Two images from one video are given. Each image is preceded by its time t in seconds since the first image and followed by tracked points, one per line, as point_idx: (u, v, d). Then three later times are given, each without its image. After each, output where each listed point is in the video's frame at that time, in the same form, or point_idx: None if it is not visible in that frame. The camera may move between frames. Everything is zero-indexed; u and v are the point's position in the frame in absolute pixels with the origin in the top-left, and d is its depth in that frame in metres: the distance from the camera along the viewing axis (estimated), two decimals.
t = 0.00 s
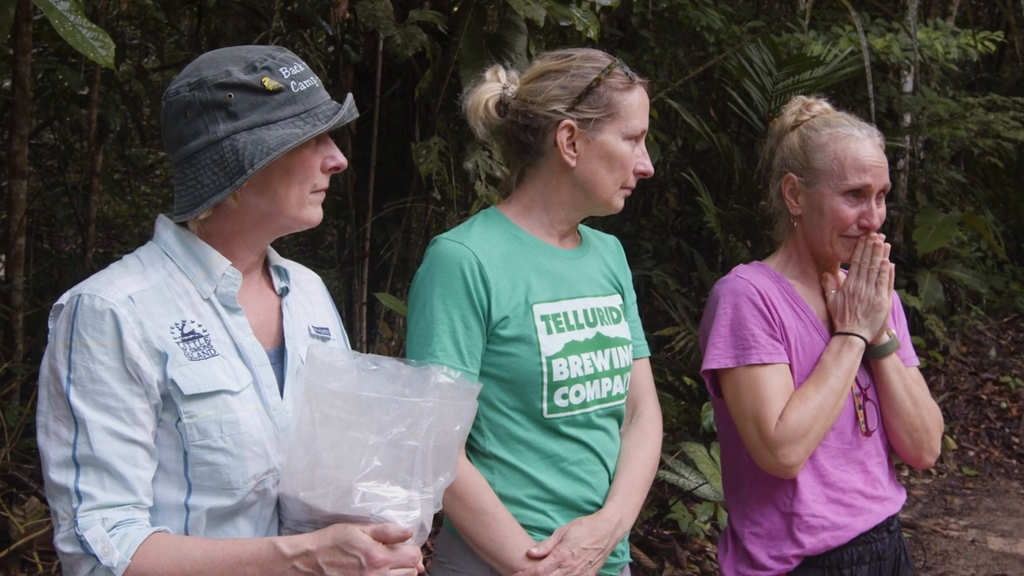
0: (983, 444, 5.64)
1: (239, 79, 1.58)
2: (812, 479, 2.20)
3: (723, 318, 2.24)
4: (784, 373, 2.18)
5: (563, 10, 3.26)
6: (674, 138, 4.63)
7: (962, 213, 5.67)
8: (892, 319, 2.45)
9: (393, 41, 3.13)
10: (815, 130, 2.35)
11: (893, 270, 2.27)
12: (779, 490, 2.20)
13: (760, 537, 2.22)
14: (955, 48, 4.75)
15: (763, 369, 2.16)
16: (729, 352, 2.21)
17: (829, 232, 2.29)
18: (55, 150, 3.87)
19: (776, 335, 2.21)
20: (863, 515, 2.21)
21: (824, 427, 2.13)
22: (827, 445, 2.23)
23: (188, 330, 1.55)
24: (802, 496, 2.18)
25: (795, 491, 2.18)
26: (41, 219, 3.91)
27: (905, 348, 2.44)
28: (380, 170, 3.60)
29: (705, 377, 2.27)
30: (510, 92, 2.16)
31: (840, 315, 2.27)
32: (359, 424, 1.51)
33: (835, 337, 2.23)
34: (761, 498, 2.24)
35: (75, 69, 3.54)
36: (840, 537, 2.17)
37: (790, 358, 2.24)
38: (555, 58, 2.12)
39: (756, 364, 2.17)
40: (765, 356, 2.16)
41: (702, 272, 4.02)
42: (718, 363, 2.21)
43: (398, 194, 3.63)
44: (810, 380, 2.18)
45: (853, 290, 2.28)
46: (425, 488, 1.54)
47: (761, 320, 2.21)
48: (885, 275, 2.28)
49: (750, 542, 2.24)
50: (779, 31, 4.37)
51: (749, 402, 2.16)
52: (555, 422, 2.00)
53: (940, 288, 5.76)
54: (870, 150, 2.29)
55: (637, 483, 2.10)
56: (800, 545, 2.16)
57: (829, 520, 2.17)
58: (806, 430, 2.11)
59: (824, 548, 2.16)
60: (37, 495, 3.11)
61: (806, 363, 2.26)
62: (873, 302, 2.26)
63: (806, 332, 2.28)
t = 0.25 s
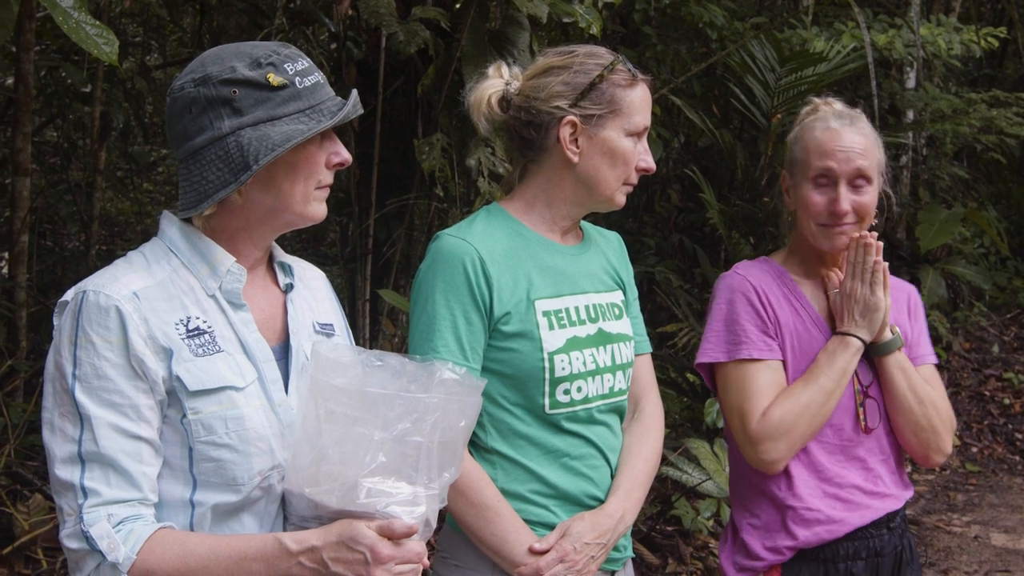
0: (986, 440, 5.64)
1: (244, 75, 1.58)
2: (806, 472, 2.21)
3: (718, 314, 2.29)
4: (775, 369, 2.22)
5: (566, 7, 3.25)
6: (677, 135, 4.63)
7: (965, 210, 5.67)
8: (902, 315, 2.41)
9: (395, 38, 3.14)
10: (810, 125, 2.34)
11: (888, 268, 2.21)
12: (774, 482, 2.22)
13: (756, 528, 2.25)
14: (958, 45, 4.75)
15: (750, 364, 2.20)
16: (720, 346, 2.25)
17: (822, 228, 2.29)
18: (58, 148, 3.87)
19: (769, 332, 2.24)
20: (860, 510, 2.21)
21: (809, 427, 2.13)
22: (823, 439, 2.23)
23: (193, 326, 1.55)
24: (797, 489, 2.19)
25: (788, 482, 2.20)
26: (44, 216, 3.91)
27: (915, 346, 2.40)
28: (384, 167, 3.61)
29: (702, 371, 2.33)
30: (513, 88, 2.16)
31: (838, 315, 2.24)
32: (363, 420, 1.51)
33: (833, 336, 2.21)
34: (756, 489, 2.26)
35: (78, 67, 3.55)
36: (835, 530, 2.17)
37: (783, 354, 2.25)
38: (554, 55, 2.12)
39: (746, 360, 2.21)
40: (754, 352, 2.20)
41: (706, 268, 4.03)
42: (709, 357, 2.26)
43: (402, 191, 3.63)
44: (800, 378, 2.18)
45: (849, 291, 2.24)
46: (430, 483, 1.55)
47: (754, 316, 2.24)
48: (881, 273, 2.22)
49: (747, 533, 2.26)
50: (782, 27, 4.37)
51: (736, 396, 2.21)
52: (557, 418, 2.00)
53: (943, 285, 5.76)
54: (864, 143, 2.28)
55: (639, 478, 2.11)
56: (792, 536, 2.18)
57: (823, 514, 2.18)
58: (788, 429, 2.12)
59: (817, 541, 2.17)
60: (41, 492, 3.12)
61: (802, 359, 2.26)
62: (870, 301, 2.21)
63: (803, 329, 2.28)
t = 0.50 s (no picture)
0: (989, 438, 5.65)
1: (249, 70, 1.58)
2: (781, 463, 2.25)
3: (709, 304, 2.39)
4: (752, 361, 2.30)
5: (569, 3, 3.25)
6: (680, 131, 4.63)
7: (968, 207, 5.67)
8: (922, 317, 2.29)
9: (398, 34, 3.14)
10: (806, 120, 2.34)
11: (863, 269, 2.18)
12: (752, 468, 2.30)
13: (739, 511, 2.33)
14: (961, 42, 4.74)
15: (726, 355, 2.31)
16: (705, 336, 2.37)
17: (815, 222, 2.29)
18: (61, 144, 3.88)
19: (751, 325, 2.31)
20: (833, 505, 2.20)
21: (769, 420, 2.20)
22: (803, 432, 2.25)
23: (197, 320, 1.55)
24: (772, 478, 2.25)
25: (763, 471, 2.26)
26: (46, 212, 3.91)
27: (933, 350, 2.27)
28: (386, 163, 3.62)
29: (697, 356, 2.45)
30: (517, 84, 2.16)
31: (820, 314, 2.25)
32: (367, 414, 1.51)
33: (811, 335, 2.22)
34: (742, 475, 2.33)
35: (82, 62, 3.56)
36: (801, 522, 2.20)
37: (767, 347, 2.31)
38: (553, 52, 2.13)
39: (723, 350, 2.31)
40: (730, 344, 2.30)
41: (708, 265, 4.03)
42: (695, 345, 2.38)
43: (404, 187, 3.63)
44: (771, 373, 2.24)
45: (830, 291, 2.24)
46: (434, 478, 1.55)
47: (738, 309, 2.32)
48: (857, 273, 2.19)
49: (732, 515, 2.35)
50: (785, 24, 4.37)
51: (711, 383, 2.33)
52: (560, 413, 2.00)
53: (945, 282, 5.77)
54: (854, 133, 2.28)
55: (641, 474, 2.11)
56: (762, 522, 2.24)
57: (792, 504, 2.21)
58: (743, 419, 2.23)
59: (783, 530, 2.21)
60: (44, 487, 3.12)
61: (784, 353, 2.30)
62: (846, 302, 2.20)
63: (790, 322, 2.31)
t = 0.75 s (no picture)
0: (991, 442, 5.64)
1: (251, 73, 1.58)
2: (774, 463, 2.27)
3: (715, 302, 2.41)
4: (750, 361, 2.32)
5: (572, 6, 3.25)
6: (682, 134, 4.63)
7: (971, 210, 5.66)
8: (928, 325, 2.28)
9: (401, 37, 3.14)
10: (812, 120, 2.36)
11: (849, 274, 2.18)
12: (748, 468, 2.32)
13: (735, 510, 2.35)
14: (963, 45, 4.74)
15: (725, 354, 2.33)
16: (708, 333, 2.39)
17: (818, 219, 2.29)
18: (64, 146, 3.88)
19: (751, 325, 2.32)
20: (823, 509, 2.21)
21: (756, 420, 2.22)
22: (797, 433, 2.26)
23: (200, 322, 1.55)
24: (765, 479, 2.27)
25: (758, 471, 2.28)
26: (50, 214, 3.91)
27: (937, 359, 2.26)
28: (389, 166, 3.62)
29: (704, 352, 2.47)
30: (521, 87, 2.16)
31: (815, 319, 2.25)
32: (370, 417, 1.51)
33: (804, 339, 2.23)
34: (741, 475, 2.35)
35: (85, 65, 3.56)
36: (789, 522, 2.21)
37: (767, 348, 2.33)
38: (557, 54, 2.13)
39: (723, 349, 2.34)
40: (729, 343, 2.32)
41: (711, 268, 4.03)
42: (698, 342, 2.41)
43: (407, 190, 3.64)
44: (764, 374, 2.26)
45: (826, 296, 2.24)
46: (437, 480, 1.55)
47: (738, 309, 2.34)
48: (846, 278, 2.19)
49: (728, 513, 2.37)
50: (788, 27, 4.37)
51: (709, 380, 2.36)
52: (564, 415, 2.00)
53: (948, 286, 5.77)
54: (858, 131, 2.28)
55: (645, 477, 2.11)
56: (752, 521, 2.26)
57: (782, 505, 2.22)
58: (734, 418, 2.25)
59: (772, 530, 2.22)
60: (47, 489, 3.12)
61: (781, 355, 2.31)
62: (836, 307, 2.20)
63: (790, 324, 2.32)
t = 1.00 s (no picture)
0: (998, 441, 5.63)
1: (257, 72, 1.58)
2: (786, 463, 2.27)
3: (727, 300, 2.40)
4: (761, 359, 2.31)
5: (579, 5, 3.25)
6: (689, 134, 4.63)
7: (978, 210, 5.65)
8: (940, 325, 2.28)
9: (408, 36, 3.14)
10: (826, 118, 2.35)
11: (863, 273, 2.17)
12: (760, 467, 2.32)
13: (746, 509, 2.35)
14: (971, 44, 4.73)
15: (737, 352, 2.33)
16: (720, 331, 2.38)
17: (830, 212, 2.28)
18: (71, 146, 3.88)
19: (763, 324, 2.32)
20: (835, 508, 2.20)
21: (770, 420, 2.22)
22: (811, 433, 2.25)
23: (208, 321, 1.55)
24: (776, 478, 2.27)
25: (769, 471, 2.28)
26: (57, 214, 3.92)
27: (949, 359, 2.26)
28: (396, 165, 3.62)
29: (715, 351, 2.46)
30: (530, 86, 2.16)
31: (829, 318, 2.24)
32: (380, 414, 1.51)
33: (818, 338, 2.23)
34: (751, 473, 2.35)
35: (92, 64, 3.57)
36: (801, 522, 2.20)
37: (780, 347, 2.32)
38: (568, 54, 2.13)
39: (734, 347, 2.33)
40: (741, 341, 2.32)
41: (717, 268, 4.02)
42: (710, 340, 2.40)
43: (414, 189, 3.64)
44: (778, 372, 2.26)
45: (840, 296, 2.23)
46: (446, 478, 1.55)
47: (751, 307, 2.33)
48: (863, 277, 2.18)
49: (739, 512, 2.36)
50: (795, 26, 4.36)
51: (721, 378, 2.35)
52: (573, 413, 1.99)
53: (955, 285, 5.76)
54: (873, 130, 2.28)
55: (653, 475, 2.10)
56: (764, 520, 2.26)
57: (793, 505, 2.22)
58: (748, 417, 2.25)
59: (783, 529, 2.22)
60: (55, 488, 3.13)
61: (794, 354, 2.31)
62: (850, 306, 2.19)
63: (803, 323, 2.31)
